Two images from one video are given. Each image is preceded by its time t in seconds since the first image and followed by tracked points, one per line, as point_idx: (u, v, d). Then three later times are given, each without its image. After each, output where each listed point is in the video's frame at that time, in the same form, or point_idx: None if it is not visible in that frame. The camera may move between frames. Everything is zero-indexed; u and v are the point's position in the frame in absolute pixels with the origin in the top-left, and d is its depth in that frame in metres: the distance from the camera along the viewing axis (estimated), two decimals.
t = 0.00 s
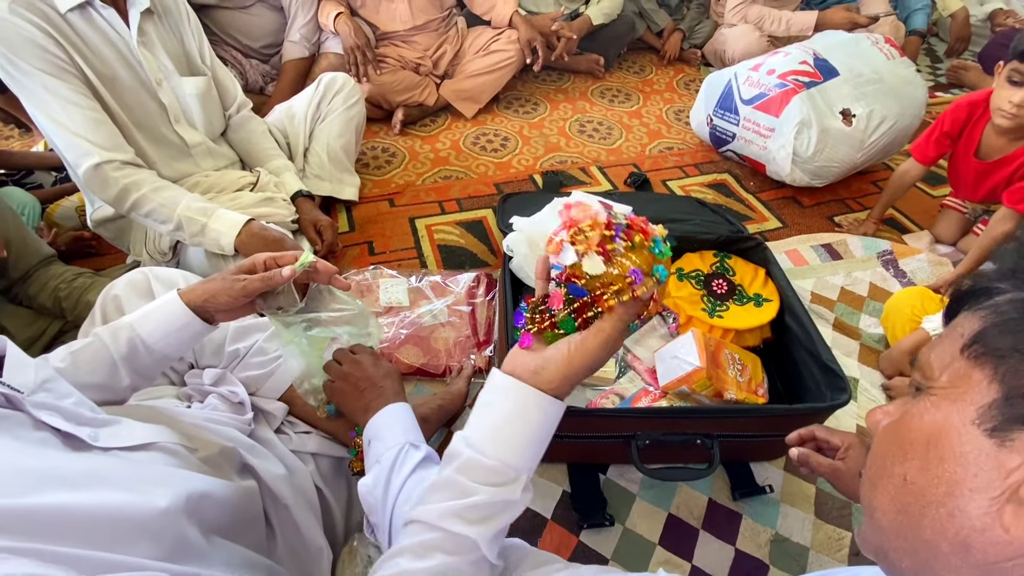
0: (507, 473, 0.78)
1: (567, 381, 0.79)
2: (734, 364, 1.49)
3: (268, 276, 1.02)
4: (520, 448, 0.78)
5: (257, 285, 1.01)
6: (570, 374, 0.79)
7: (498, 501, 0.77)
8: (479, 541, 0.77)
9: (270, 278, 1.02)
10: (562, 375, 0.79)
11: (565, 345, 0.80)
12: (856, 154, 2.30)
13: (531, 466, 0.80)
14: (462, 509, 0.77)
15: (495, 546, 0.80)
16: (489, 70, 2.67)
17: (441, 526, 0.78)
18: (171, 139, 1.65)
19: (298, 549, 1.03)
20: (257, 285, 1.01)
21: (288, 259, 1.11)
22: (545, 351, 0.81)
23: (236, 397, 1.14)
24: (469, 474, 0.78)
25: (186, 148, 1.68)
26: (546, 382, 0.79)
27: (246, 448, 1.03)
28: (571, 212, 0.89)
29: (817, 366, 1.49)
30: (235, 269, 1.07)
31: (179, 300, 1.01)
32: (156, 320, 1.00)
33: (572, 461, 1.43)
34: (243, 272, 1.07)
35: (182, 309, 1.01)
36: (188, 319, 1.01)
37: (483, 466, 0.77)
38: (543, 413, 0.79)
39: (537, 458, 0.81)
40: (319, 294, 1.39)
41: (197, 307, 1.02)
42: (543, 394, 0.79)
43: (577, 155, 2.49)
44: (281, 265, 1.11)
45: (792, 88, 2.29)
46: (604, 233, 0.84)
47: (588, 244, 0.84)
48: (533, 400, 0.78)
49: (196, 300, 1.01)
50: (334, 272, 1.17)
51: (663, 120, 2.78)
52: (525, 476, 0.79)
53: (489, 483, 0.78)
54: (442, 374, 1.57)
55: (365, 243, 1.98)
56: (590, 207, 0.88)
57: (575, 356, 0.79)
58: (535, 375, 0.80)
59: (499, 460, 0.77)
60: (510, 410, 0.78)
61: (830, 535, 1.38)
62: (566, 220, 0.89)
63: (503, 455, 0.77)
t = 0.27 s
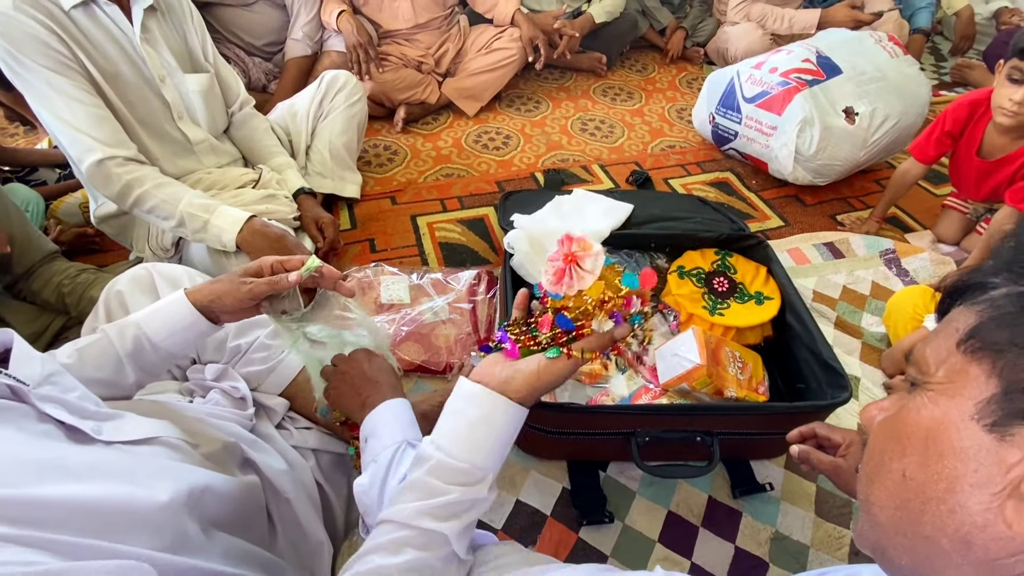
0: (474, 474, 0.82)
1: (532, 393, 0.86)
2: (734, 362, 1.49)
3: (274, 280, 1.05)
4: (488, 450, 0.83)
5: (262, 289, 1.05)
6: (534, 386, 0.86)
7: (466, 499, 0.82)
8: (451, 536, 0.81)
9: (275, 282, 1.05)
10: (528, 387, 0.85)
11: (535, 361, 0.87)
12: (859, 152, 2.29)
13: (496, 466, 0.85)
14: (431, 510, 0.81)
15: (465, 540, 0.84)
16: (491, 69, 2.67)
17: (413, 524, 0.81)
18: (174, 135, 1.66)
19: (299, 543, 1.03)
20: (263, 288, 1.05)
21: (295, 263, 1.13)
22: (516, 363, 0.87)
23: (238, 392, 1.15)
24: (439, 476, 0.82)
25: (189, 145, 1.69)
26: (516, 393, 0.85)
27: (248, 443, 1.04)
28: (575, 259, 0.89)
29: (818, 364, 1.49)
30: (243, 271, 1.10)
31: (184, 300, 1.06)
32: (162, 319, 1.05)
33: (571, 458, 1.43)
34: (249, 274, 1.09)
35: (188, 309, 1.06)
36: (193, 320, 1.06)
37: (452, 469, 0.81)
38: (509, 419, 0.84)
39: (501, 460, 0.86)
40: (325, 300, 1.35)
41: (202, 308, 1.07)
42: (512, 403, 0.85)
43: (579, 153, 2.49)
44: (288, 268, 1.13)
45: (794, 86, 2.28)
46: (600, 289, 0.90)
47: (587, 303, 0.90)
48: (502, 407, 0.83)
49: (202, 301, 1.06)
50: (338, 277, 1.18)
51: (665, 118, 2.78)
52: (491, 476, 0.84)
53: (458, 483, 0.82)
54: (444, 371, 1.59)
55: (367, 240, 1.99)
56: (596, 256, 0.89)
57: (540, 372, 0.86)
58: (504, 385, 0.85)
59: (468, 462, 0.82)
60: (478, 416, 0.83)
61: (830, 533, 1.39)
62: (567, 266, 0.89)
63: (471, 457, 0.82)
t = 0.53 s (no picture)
0: (450, 480, 0.84)
1: (503, 406, 0.89)
2: (736, 361, 1.49)
3: (284, 288, 1.06)
4: (462, 457, 0.85)
5: (271, 294, 1.05)
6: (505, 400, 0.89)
7: (442, 505, 0.83)
8: (427, 541, 0.81)
9: (285, 289, 1.05)
10: (501, 399, 0.89)
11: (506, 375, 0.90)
12: (862, 151, 2.28)
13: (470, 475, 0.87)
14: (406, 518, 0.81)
15: (442, 546, 0.84)
16: (493, 66, 2.67)
17: (389, 531, 0.81)
18: (177, 133, 1.66)
19: (299, 540, 1.03)
20: (271, 294, 1.05)
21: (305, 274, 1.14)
22: (489, 376, 0.90)
23: (239, 389, 1.15)
24: (416, 483, 0.83)
25: (191, 142, 1.69)
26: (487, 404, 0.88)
27: (249, 440, 1.04)
28: (556, 282, 0.93)
29: (820, 363, 1.48)
30: (257, 270, 1.09)
31: (192, 298, 1.05)
32: (168, 316, 1.04)
33: (572, 457, 1.43)
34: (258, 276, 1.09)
35: (195, 306, 1.05)
36: (199, 317, 1.05)
37: (429, 475, 0.83)
38: (482, 429, 0.87)
39: (474, 470, 0.88)
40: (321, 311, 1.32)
41: (209, 305, 1.06)
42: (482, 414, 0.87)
43: (581, 152, 2.49)
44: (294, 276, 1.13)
45: (798, 84, 2.27)
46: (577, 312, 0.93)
47: (563, 323, 0.93)
48: (472, 416, 0.86)
49: (210, 300, 1.05)
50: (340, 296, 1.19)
51: (668, 116, 2.77)
52: (465, 484, 0.86)
53: (434, 491, 0.83)
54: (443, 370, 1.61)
55: (368, 238, 1.99)
56: (574, 280, 0.94)
57: (511, 386, 0.89)
58: (475, 398, 0.88)
59: (444, 470, 0.84)
60: (451, 425, 0.85)
61: (831, 533, 1.38)
62: (549, 287, 0.92)
63: (446, 465, 0.84)
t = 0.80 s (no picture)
0: (427, 475, 0.85)
1: (476, 399, 0.90)
2: (740, 361, 1.49)
3: (325, 295, 1.09)
4: (439, 451, 0.86)
5: (310, 302, 1.09)
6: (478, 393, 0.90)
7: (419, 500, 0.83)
8: (406, 537, 0.81)
9: (324, 296, 1.10)
10: (473, 392, 0.90)
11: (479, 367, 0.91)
12: (868, 151, 2.28)
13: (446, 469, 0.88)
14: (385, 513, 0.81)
15: (421, 541, 0.84)
16: (497, 66, 2.67)
17: (367, 530, 0.81)
18: (183, 132, 1.67)
19: (302, 538, 1.04)
20: (310, 301, 1.09)
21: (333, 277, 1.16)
22: (461, 369, 0.92)
23: (244, 387, 1.15)
24: (392, 478, 0.83)
25: (197, 142, 1.70)
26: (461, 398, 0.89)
27: (253, 438, 1.04)
28: (524, 275, 0.96)
29: (823, 363, 1.48)
30: (292, 271, 1.08)
31: (215, 300, 1.01)
32: (194, 314, 1.00)
33: (574, 456, 1.43)
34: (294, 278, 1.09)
35: (219, 308, 1.01)
36: (225, 317, 1.01)
37: (406, 470, 0.83)
38: (456, 422, 0.88)
39: (451, 462, 0.89)
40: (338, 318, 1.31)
41: (233, 308, 1.02)
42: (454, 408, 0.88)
43: (585, 151, 2.49)
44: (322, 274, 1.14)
45: (803, 83, 2.27)
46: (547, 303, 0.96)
47: (533, 315, 0.95)
48: (446, 410, 0.87)
49: (236, 303, 1.02)
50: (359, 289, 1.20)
51: (672, 115, 2.77)
52: (443, 478, 0.87)
53: (411, 486, 0.84)
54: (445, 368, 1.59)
55: (372, 237, 2.00)
56: (543, 273, 0.97)
57: (483, 378, 0.90)
58: (449, 392, 0.89)
59: (420, 464, 0.84)
60: (425, 420, 0.86)
61: (834, 533, 1.38)
62: (518, 280, 0.95)
63: (422, 459, 0.85)
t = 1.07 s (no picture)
0: (404, 477, 0.85)
1: (448, 397, 0.92)
2: (743, 360, 1.49)
3: (342, 290, 1.07)
4: (415, 452, 0.86)
5: (330, 296, 1.07)
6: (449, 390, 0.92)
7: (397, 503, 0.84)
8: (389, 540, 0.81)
9: (343, 292, 1.07)
10: (445, 389, 0.91)
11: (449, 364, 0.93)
12: (874, 150, 2.27)
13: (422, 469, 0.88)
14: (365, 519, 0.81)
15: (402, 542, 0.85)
16: (502, 64, 2.68)
17: (349, 536, 0.80)
18: (190, 131, 1.68)
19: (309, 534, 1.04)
20: (330, 296, 1.07)
21: (356, 263, 1.14)
22: (431, 369, 0.92)
23: (251, 384, 1.16)
24: (370, 484, 0.84)
25: (204, 140, 1.71)
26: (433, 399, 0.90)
27: (260, 434, 1.05)
28: (469, 272, 0.96)
29: (828, 362, 1.48)
30: (313, 265, 1.08)
31: (239, 295, 1.01)
32: (220, 310, 1.00)
33: (578, 454, 1.44)
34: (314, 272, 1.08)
35: (242, 305, 1.01)
36: (248, 315, 1.01)
37: (383, 474, 0.84)
38: (430, 422, 0.88)
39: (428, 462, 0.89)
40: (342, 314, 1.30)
41: (257, 305, 1.02)
42: (425, 408, 0.88)
43: (590, 150, 2.49)
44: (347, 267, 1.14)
45: (809, 82, 2.26)
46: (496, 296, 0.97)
47: (486, 309, 0.97)
48: (420, 410, 0.87)
49: (263, 301, 1.02)
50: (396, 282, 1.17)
51: (677, 114, 2.77)
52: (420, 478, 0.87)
53: (390, 489, 0.84)
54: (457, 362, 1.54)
55: (377, 236, 2.00)
56: (486, 266, 0.98)
57: (453, 377, 0.92)
58: (421, 393, 0.90)
59: (397, 467, 0.85)
60: (399, 423, 0.86)
61: (837, 532, 1.39)
62: (463, 278, 0.96)
63: (399, 462, 0.85)
